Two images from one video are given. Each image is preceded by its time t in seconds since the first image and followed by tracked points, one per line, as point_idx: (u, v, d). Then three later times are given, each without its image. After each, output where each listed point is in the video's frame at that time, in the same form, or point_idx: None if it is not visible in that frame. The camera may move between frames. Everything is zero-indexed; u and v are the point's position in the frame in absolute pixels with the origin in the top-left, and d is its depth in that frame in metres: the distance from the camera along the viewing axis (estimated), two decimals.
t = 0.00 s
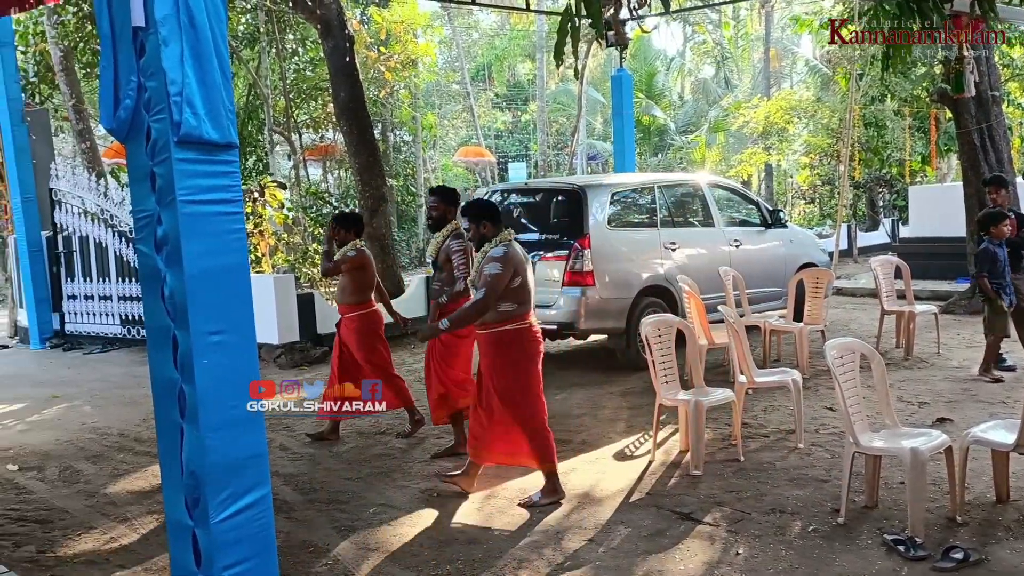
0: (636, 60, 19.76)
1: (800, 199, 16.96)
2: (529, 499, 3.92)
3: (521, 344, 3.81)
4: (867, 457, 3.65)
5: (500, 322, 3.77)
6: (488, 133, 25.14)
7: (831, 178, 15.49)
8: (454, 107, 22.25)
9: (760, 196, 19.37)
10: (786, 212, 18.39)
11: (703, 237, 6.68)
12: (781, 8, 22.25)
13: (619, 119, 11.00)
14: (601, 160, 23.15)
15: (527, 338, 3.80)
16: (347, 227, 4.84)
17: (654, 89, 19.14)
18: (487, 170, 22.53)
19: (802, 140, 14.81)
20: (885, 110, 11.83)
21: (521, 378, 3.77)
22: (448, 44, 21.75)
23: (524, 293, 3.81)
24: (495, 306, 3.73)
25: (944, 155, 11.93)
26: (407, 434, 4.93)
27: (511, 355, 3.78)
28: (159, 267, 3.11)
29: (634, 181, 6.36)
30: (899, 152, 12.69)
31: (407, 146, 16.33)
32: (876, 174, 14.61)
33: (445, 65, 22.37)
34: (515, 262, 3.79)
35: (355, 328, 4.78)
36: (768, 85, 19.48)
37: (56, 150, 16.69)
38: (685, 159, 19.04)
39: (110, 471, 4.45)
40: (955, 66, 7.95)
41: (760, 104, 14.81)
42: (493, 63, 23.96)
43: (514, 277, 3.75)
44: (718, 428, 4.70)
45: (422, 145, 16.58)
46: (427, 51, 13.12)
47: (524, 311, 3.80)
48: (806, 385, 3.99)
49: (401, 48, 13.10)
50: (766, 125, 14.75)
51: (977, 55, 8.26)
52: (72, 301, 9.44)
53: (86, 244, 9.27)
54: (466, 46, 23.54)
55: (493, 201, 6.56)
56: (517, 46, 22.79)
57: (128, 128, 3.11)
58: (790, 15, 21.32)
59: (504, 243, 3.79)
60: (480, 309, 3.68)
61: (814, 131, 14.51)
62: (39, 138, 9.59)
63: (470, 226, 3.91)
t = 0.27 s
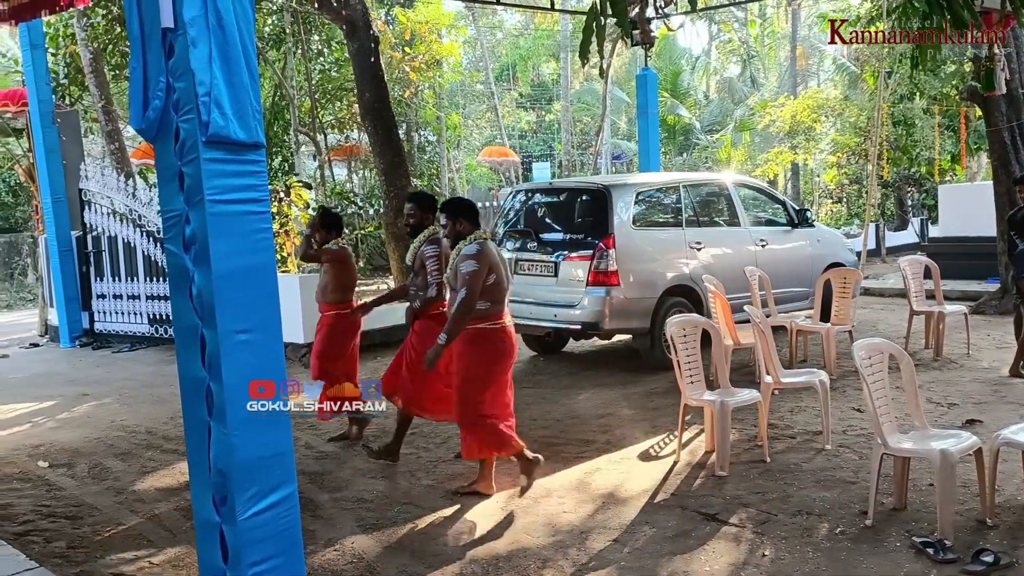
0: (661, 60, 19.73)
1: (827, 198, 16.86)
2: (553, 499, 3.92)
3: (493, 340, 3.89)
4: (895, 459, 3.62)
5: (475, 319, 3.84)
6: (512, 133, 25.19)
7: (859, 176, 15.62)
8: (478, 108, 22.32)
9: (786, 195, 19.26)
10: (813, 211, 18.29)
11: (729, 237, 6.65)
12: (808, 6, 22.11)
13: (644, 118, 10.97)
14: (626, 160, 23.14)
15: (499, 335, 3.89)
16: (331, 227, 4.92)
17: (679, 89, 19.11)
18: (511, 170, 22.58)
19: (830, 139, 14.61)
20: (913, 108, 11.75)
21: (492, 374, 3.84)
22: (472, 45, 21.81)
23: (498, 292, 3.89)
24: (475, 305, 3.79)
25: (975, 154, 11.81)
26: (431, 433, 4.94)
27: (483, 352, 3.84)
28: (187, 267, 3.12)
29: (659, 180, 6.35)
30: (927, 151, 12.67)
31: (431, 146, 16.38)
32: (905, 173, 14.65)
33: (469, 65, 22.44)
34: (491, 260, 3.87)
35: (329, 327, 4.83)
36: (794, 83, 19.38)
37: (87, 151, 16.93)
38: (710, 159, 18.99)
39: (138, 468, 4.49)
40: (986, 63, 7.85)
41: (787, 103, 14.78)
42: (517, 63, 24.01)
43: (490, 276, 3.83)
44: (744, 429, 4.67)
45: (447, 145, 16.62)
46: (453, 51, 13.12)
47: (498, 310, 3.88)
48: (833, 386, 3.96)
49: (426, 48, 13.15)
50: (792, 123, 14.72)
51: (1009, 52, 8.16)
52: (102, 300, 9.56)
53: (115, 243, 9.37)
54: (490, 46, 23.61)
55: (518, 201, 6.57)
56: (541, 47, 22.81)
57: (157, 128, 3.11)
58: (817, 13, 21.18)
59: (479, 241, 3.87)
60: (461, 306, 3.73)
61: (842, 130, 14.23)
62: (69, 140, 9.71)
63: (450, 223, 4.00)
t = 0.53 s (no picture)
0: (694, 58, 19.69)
1: (863, 197, 16.68)
2: (585, 499, 3.91)
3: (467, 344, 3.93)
4: (932, 461, 3.56)
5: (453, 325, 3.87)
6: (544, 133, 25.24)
7: (896, 174, 15.35)
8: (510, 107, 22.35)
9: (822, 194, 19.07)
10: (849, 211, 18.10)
11: (762, 236, 6.60)
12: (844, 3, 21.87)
13: (677, 117, 10.90)
14: (658, 159, 23.08)
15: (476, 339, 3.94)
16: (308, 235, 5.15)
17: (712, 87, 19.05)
18: (543, 169, 22.62)
19: (865, 137, 14.44)
20: (951, 105, 11.64)
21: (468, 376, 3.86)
22: (503, 45, 21.86)
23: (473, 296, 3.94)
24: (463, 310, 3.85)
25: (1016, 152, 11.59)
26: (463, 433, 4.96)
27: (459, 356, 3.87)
28: (222, 266, 3.12)
29: (691, 179, 6.32)
30: (966, 150, 12.25)
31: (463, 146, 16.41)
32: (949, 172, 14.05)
33: (501, 65, 22.49)
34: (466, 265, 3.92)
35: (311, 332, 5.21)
36: (829, 81, 19.20)
37: (126, 152, 17.19)
38: (744, 158, 18.90)
39: (174, 465, 4.55)
40: None
41: (821, 101, 14.70)
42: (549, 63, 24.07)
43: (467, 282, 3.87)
44: (778, 430, 4.63)
45: (479, 145, 16.65)
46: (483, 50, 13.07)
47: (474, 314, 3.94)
48: (869, 387, 3.92)
49: (458, 48, 13.13)
50: (827, 122, 14.63)
51: None
52: (139, 300, 9.70)
53: (151, 243, 9.50)
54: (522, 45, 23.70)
55: (550, 201, 6.59)
56: (573, 46, 22.85)
57: (193, 130, 3.12)
58: (853, 9, 20.94)
59: (454, 247, 3.90)
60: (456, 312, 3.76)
61: (877, 128, 14.06)
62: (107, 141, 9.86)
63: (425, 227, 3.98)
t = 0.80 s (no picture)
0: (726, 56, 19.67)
1: (900, 196, 16.53)
2: (618, 499, 3.90)
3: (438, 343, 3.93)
4: (974, 464, 3.51)
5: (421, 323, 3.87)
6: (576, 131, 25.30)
7: (933, 173, 15.08)
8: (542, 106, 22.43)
9: (857, 193, 18.90)
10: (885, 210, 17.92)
11: (798, 236, 6.56)
12: None
13: (710, 115, 10.82)
14: (690, 158, 23.04)
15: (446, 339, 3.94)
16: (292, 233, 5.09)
17: (746, 86, 19.00)
18: (575, 169, 22.67)
19: (902, 135, 14.32)
20: (992, 103, 11.53)
21: (437, 376, 3.84)
22: (535, 44, 21.96)
23: (445, 296, 3.94)
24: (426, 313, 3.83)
25: None
26: (496, 432, 4.97)
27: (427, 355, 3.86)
28: (260, 265, 3.16)
29: (725, 179, 6.30)
30: (1007, 148, 12.03)
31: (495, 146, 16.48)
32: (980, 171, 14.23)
33: (533, 64, 22.57)
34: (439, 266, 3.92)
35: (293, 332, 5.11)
36: (865, 79, 19.03)
37: (163, 152, 17.45)
38: (778, 156, 18.84)
39: (211, 462, 4.61)
40: None
41: (858, 99, 14.81)
42: (581, 62, 24.15)
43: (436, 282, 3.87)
44: (814, 432, 4.59)
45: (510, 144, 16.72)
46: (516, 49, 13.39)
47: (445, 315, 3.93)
48: (907, 389, 3.88)
49: (490, 48, 13.39)
50: (864, 120, 14.64)
51: None
52: (175, 298, 9.82)
53: (187, 242, 9.62)
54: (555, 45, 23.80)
55: (582, 200, 6.62)
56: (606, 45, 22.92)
57: (231, 130, 3.16)
58: (889, 6, 20.74)
59: (428, 247, 3.91)
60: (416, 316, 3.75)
61: (914, 126, 13.94)
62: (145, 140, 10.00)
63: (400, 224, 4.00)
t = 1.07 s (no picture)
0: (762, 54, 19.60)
1: (939, 194, 16.33)
2: (653, 499, 3.89)
3: (423, 345, 4.01)
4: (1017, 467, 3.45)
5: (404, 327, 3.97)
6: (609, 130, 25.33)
7: (975, 171, 14.85)
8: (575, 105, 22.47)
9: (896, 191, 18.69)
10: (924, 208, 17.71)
11: (835, 235, 6.50)
12: None
13: (746, 112, 10.77)
14: (724, 156, 22.96)
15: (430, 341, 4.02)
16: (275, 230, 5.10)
17: (781, 83, 18.90)
18: (608, 167, 22.68)
19: (942, 132, 14.18)
20: None
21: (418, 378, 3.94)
22: (569, 42, 22.04)
23: (427, 298, 4.03)
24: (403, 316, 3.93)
25: None
26: (530, 431, 4.97)
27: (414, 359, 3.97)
28: (299, 262, 3.20)
29: (761, 177, 6.27)
30: None
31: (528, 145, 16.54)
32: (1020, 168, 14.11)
33: (566, 63, 22.64)
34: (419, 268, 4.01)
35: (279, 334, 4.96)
36: (903, 75, 18.84)
37: (201, 152, 17.72)
38: (814, 155, 18.73)
39: (247, 459, 4.67)
40: None
41: (897, 95, 14.77)
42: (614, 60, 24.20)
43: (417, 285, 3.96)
44: (852, 433, 4.54)
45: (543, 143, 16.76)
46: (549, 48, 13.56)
47: (427, 317, 4.01)
48: (947, 389, 3.83)
49: (523, 47, 13.59)
50: (902, 116, 14.57)
51: None
52: (211, 296, 9.91)
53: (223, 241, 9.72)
54: (588, 43, 23.86)
55: (615, 199, 6.60)
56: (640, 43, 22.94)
57: (272, 128, 3.20)
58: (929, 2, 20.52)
59: (409, 252, 4.00)
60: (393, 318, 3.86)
61: (955, 123, 13.80)
62: (183, 141, 10.11)
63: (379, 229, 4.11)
